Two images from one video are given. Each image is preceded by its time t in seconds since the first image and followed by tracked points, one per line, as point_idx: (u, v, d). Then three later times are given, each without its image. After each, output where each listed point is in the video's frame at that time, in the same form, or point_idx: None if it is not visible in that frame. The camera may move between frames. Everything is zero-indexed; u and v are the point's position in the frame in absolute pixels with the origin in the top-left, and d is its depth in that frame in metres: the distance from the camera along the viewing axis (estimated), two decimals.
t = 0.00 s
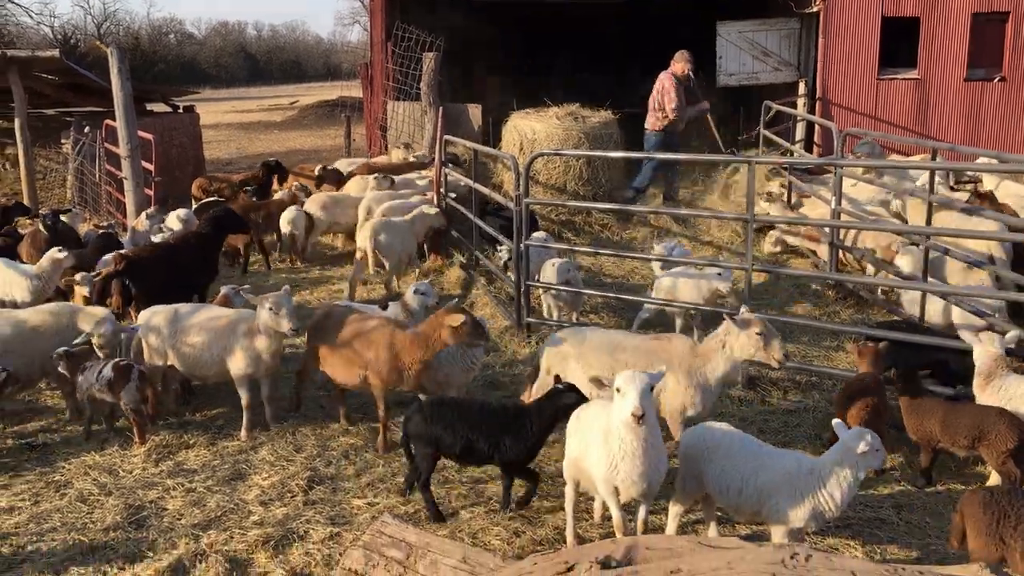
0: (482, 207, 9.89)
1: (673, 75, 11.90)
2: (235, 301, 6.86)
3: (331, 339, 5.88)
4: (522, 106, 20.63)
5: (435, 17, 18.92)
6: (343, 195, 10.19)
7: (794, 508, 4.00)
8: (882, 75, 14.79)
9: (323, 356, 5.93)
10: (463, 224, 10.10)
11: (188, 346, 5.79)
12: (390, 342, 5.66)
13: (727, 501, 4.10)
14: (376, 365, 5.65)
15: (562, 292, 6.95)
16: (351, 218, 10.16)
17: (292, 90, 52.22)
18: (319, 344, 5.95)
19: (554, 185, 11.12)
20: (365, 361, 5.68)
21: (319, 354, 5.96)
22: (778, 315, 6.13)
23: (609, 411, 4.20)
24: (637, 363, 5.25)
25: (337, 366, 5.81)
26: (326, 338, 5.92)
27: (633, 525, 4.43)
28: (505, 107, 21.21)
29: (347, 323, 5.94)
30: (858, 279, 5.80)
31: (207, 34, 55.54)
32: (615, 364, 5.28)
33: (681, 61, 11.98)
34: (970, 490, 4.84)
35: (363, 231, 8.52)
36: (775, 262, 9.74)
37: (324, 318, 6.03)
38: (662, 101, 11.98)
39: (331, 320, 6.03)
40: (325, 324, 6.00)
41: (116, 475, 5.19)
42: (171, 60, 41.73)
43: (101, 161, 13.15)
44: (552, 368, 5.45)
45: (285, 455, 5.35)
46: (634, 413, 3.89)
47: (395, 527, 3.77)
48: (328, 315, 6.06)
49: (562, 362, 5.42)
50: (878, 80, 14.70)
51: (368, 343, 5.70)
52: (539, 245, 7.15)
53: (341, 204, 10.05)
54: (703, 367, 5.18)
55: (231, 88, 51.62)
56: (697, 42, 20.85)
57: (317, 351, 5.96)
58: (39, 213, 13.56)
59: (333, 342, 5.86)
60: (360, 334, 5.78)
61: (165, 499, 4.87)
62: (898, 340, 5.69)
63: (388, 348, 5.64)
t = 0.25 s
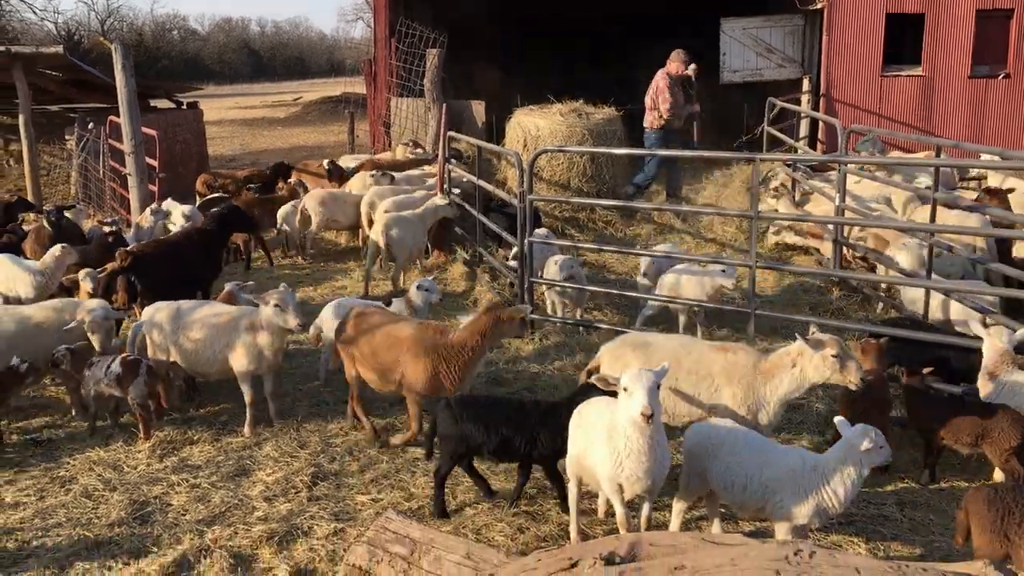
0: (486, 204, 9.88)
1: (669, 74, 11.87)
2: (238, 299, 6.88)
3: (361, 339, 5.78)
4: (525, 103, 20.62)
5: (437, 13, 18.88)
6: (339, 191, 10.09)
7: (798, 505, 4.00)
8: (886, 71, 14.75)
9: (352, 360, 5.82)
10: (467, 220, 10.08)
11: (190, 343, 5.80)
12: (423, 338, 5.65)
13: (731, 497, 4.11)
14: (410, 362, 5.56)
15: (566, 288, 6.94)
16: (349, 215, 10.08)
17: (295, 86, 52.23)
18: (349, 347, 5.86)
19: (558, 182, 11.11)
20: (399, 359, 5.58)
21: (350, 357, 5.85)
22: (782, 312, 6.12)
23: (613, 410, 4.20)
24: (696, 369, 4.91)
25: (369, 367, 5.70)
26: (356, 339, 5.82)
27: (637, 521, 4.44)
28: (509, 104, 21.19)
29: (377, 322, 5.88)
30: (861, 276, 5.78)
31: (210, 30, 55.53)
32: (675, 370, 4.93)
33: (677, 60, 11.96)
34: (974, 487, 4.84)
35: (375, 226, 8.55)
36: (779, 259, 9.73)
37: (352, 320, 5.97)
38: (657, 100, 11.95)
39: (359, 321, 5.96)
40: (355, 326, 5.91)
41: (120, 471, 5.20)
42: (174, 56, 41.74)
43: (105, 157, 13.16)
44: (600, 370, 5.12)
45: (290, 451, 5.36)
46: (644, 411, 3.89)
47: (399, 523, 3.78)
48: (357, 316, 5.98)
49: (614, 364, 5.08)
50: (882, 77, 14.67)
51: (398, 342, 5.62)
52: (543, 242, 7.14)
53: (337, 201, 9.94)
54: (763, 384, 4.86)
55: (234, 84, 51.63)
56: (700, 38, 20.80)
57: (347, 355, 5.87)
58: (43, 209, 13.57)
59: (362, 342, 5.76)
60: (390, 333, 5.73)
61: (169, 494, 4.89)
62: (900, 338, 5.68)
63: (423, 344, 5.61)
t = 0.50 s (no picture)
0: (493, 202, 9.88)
1: (662, 76, 11.84)
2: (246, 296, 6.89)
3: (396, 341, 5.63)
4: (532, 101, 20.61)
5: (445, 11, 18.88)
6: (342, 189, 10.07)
7: (805, 504, 3.99)
8: (894, 70, 14.70)
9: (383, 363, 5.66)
10: (474, 218, 10.09)
11: (197, 340, 5.82)
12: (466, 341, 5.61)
13: (737, 495, 4.10)
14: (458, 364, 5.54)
15: (572, 286, 6.95)
16: (352, 213, 10.07)
17: (302, 84, 52.32)
18: (377, 350, 5.69)
19: (565, 180, 11.10)
20: (443, 362, 5.51)
21: (380, 360, 5.68)
22: (789, 311, 6.10)
23: (616, 407, 4.19)
24: (772, 380, 4.74)
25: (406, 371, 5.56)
26: (390, 342, 5.66)
27: (643, 519, 4.43)
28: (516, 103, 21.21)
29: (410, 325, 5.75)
30: (869, 275, 5.77)
31: (217, 27, 55.67)
32: (750, 381, 4.76)
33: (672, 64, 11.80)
34: (982, 487, 4.82)
35: (383, 223, 8.57)
36: (786, 258, 9.71)
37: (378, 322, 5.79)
38: (648, 101, 11.91)
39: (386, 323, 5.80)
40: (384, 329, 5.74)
41: (128, 467, 5.22)
42: (181, 54, 41.87)
43: (113, 154, 13.21)
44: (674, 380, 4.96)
45: (297, 448, 5.37)
46: (671, 408, 3.92)
47: (406, 520, 3.78)
48: (384, 318, 5.83)
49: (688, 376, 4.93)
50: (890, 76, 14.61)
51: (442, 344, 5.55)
52: (550, 240, 7.14)
53: (339, 199, 9.92)
54: (847, 392, 4.65)
55: (242, 82, 51.76)
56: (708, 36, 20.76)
57: (375, 358, 5.70)
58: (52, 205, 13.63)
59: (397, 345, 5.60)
60: (427, 335, 5.64)
61: (177, 490, 4.90)
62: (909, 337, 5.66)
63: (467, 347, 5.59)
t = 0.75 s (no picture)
0: (507, 201, 9.87)
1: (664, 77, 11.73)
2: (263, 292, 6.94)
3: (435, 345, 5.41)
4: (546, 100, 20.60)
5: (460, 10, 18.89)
6: (353, 187, 10.12)
7: (820, 505, 3.96)
8: (912, 70, 14.58)
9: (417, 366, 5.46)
10: (488, 217, 10.08)
11: (213, 336, 5.85)
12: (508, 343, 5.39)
13: (752, 496, 4.08)
14: (498, 367, 5.33)
15: (586, 285, 6.94)
16: (363, 211, 10.10)
17: (317, 82, 52.51)
18: (412, 353, 5.48)
19: (579, 180, 11.08)
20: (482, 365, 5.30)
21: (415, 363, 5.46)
22: (805, 312, 6.06)
23: (636, 405, 4.17)
24: (875, 399, 4.49)
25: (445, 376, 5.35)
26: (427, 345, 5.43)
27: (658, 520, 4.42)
28: (531, 102, 21.20)
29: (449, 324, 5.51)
30: (887, 276, 5.72)
31: (234, 26, 55.97)
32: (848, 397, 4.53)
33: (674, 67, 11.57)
34: (1000, 491, 4.78)
35: (395, 221, 8.57)
36: (802, 259, 9.66)
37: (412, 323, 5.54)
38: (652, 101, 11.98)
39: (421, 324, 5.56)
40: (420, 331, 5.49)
41: (144, 463, 5.25)
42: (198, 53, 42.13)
43: (130, 152, 13.31)
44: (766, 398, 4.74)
45: (311, 445, 5.39)
46: (709, 403, 3.94)
47: (420, 518, 3.79)
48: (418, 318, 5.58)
49: (777, 392, 4.71)
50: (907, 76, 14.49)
51: (483, 347, 5.34)
52: (564, 239, 7.13)
53: (350, 197, 9.97)
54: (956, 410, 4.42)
55: (257, 80, 52.03)
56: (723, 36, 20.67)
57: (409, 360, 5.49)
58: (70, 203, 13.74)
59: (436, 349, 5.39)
60: (467, 336, 5.40)
61: (192, 487, 4.93)
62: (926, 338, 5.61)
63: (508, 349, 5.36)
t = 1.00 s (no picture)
0: (522, 202, 9.87)
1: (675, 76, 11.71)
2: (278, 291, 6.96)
3: (474, 350, 5.32)
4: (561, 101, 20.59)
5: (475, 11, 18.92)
6: (367, 187, 10.14)
7: (837, 507, 3.94)
8: (930, 70, 14.45)
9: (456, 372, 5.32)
10: (503, 217, 10.08)
11: (229, 336, 5.87)
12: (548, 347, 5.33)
13: (769, 497, 4.05)
14: (539, 372, 5.26)
15: (600, 286, 6.92)
16: (376, 211, 10.13)
17: (332, 83, 52.73)
18: (450, 361, 5.35)
19: (594, 180, 11.07)
20: (523, 369, 5.22)
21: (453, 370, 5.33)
22: (821, 314, 6.03)
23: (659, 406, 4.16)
24: (986, 415, 4.27)
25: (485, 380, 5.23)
26: (466, 352, 5.33)
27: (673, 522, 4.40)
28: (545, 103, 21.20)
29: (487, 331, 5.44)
30: (904, 278, 5.67)
31: (249, 27, 56.30)
32: (961, 409, 4.31)
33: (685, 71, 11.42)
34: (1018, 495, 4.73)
35: (410, 221, 8.58)
36: (817, 261, 9.61)
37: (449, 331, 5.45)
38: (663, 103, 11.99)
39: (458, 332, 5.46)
40: (459, 338, 5.39)
41: (160, 462, 5.28)
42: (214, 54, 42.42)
43: (148, 152, 13.41)
44: (872, 413, 4.45)
45: (326, 445, 5.41)
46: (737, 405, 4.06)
47: (434, 519, 3.79)
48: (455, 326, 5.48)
49: (886, 406, 4.42)
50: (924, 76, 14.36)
51: (525, 352, 5.27)
52: (579, 239, 7.12)
53: (363, 197, 9.99)
54: None
55: (273, 81, 52.33)
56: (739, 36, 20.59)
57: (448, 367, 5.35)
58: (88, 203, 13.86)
59: (475, 355, 5.29)
60: (507, 341, 5.33)
61: (208, 486, 4.95)
62: (943, 340, 5.56)
63: (548, 353, 5.31)
